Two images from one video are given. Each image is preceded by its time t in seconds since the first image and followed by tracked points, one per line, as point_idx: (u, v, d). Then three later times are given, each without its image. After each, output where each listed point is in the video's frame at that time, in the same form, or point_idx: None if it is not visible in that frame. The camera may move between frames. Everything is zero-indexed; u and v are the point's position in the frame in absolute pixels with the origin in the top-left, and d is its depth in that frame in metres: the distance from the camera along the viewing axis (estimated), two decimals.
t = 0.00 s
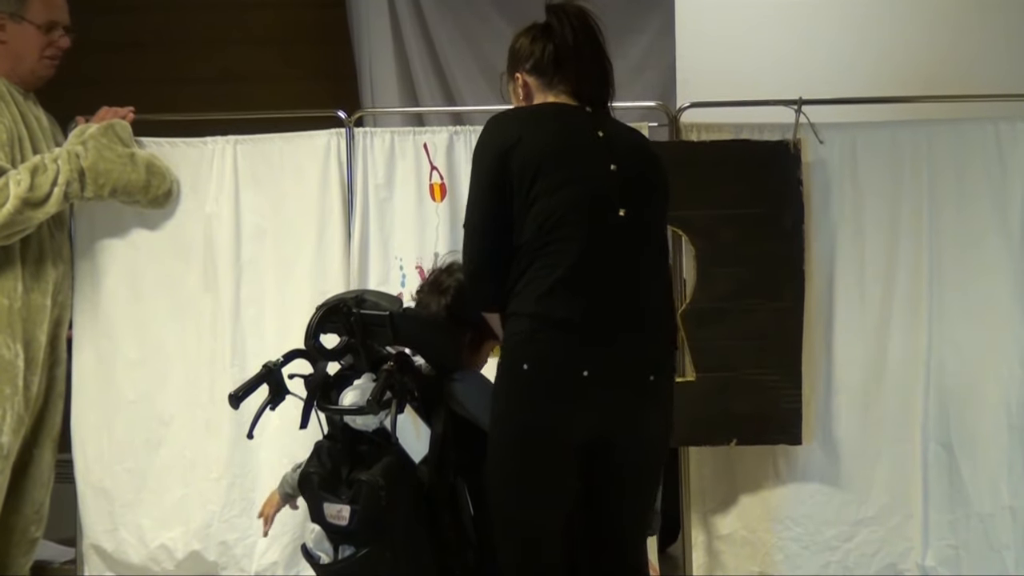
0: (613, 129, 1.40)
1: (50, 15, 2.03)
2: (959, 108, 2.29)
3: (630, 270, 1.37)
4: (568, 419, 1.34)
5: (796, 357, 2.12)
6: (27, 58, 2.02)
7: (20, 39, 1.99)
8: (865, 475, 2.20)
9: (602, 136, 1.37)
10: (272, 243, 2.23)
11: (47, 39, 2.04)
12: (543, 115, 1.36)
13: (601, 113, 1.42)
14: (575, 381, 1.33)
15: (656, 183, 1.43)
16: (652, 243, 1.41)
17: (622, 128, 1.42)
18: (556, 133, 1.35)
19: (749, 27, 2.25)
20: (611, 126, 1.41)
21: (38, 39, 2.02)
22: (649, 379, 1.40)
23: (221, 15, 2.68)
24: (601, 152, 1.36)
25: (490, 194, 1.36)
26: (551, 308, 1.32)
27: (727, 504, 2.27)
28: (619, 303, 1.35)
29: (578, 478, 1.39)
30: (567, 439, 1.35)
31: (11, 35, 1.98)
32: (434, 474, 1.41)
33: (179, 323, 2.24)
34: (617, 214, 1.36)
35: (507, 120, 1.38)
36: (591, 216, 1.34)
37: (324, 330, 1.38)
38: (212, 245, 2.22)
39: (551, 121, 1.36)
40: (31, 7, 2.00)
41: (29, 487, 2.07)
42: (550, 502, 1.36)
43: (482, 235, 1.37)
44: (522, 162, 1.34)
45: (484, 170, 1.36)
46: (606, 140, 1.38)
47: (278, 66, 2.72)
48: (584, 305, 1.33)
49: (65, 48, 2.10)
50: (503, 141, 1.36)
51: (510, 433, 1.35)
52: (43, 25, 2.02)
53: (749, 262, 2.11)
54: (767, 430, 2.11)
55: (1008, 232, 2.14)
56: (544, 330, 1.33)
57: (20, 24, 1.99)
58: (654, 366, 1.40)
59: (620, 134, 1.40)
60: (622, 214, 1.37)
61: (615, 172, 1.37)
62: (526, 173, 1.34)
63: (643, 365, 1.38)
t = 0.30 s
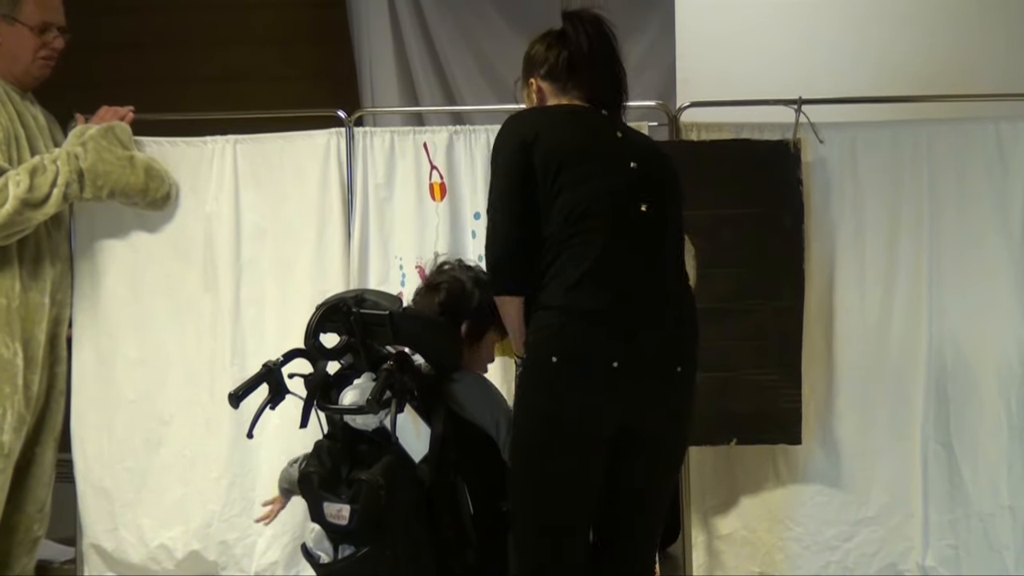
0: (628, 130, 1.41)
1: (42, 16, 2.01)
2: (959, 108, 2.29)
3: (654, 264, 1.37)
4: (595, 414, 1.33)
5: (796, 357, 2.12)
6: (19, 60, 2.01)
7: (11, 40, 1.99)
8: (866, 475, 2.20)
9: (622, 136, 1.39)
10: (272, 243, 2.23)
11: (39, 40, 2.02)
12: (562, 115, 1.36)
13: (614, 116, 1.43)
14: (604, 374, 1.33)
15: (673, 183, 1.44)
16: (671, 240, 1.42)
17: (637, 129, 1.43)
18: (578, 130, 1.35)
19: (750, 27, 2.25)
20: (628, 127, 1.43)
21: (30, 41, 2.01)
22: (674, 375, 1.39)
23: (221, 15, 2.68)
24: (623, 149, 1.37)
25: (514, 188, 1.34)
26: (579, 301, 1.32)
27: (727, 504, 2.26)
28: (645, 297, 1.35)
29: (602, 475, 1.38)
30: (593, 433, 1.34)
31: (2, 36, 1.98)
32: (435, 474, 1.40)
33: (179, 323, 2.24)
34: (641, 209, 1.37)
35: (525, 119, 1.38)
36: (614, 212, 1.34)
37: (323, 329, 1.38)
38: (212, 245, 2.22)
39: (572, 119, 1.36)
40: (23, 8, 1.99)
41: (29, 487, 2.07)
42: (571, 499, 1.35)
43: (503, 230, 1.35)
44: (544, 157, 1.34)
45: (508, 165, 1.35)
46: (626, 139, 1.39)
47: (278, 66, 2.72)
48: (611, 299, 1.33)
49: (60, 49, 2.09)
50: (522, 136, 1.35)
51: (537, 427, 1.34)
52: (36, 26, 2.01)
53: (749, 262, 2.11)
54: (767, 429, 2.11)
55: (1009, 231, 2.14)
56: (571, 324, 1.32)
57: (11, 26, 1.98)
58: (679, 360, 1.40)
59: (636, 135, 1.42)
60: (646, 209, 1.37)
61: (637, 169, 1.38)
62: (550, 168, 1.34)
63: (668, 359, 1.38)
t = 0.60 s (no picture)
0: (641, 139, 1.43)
1: (40, 16, 2.01)
2: (960, 108, 2.28)
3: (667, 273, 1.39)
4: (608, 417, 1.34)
5: (796, 357, 2.11)
6: (17, 60, 2.01)
7: (9, 40, 1.98)
8: (866, 475, 2.20)
9: (639, 144, 1.40)
10: (272, 243, 2.22)
11: (37, 39, 2.02)
12: (583, 114, 1.35)
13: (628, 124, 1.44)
14: (620, 377, 1.33)
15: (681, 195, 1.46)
16: (681, 249, 1.43)
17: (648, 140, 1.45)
18: (600, 131, 1.35)
19: (749, 27, 2.25)
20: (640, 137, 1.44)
21: (28, 40, 2.01)
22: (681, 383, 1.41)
23: (221, 14, 2.67)
24: (640, 157, 1.39)
25: (539, 181, 1.31)
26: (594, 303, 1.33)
27: (727, 504, 2.27)
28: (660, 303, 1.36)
29: (607, 478, 1.39)
30: (605, 436, 1.35)
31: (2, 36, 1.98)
32: (434, 474, 1.39)
33: (179, 323, 2.24)
34: (656, 216, 1.38)
35: (548, 111, 1.36)
36: (630, 218, 1.35)
37: (324, 329, 1.38)
38: (212, 245, 2.22)
39: (593, 121, 1.35)
40: (21, 9, 1.99)
41: (29, 487, 2.07)
42: (578, 500, 1.35)
43: (525, 223, 1.31)
44: (567, 154, 1.33)
45: (532, 157, 1.32)
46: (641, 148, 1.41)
47: (279, 65, 2.72)
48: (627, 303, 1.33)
49: (57, 48, 2.09)
50: (547, 129, 1.33)
51: (548, 430, 1.33)
52: (34, 26, 2.01)
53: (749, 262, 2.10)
54: (767, 429, 2.11)
55: (1011, 232, 2.14)
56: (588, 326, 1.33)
57: (9, 26, 1.98)
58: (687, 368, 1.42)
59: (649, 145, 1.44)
60: (659, 217, 1.39)
61: (651, 177, 1.39)
62: (571, 167, 1.34)
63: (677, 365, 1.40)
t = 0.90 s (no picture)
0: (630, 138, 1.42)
1: (42, 14, 2.02)
2: (960, 106, 2.29)
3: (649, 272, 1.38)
4: (587, 417, 1.34)
5: (795, 355, 2.12)
6: (17, 56, 2.00)
7: (11, 38, 1.98)
8: (866, 473, 2.20)
9: (625, 142, 1.39)
10: (273, 241, 2.22)
11: (38, 37, 2.02)
12: (574, 110, 1.34)
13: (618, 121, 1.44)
14: (595, 376, 1.33)
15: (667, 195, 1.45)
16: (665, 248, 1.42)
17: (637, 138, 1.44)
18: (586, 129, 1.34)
19: (749, 26, 2.25)
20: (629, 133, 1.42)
21: (29, 37, 2.01)
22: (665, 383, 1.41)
23: (221, 13, 2.67)
24: (625, 156, 1.38)
25: (522, 174, 1.29)
26: (571, 303, 1.32)
27: (728, 503, 2.27)
28: (638, 302, 1.36)
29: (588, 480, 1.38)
30: (582, 437, 1.34)
31: (3, 32, 1.97)
32: (434, 472, 1.40)
33: (179, 321, 2.24)
34: (635, 216, 1.37)
35: (536, 104, 1.34)
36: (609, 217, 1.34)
37: (324, 328, 1.40)
38: (212, 243, 2.22)
39: (583, 119, 1.34)
40: (22, 6, 1.99)
41: (29, 485, 2.07)
42: (560, 502, 1.35)
43: (503, 214, 1.28)
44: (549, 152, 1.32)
45: (517, 151, 1.30)
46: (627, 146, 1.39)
47: (279, 64, 2.72)
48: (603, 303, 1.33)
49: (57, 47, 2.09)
50: (532, 122, 1.32)
51: (523, 429, 1.33)
52: (34, 23, 2.01)
53: (749, 260, 2.10)
54: (767, 427, 2.11)
55: (1010, 229, 2.14)
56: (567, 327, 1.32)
57: (10, 22, 1.97)
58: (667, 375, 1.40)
59: (637, 143, 1.43)
60: (640, 216, 1.38)
61: (634, 176, 1.39)
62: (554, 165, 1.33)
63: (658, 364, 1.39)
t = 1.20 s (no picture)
0: (603, 135, 1.31)
1: (48, 16, 2.03)
2: (960, 107, 2.29)
3: (620, 286, 1.30)
4: (551, 438, 1.27)
5: (795, 355, 2.12)
6: (20, 57, 2.01)
7: (15, 37, 1.98)
8: (866, 474, 2.20)
9: (595, 144, 1.29)
10: (273, 242, 2.22)
11: (42, 38, 2.03)
12: (538, 111, 1.26)
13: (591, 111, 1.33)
14: (557, 400, 1.26)
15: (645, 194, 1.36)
16: (640, 255, 1.34)
17: (612, 132, 1.33)
18: (549, 133, 1.25)
19: (749, 27, 2.25)
20: (604, 131, 1.32)
21: (34, 38, 2.01)
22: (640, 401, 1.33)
23: (220, 14, 2.67)
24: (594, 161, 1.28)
25: (477, 189, 1.22)
26: (531, 322, 1.26)
27: (728, 503, 2.27)
28: (607, 320, 1.28)
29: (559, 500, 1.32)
30: (548, 459, 1.28)
31: (9, 33, 1.98)
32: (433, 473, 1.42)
33: (179, 321, 2.24)
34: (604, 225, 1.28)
35: (498, 112, 1.26)
36: (574, 228, 1.26)
37: (323, 328, 1.39)
38: (212, 243, 2.22)
39: (547, 122, 1.25)
40: (28, 7, 1.99)
41: (29, 485, 2.07)
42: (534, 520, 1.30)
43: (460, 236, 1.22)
44: (509, 160, 1.24)
45: (475, 164, 1.23)
46: (597, 148, 1.29)
47: (278, 65, 2.72)
48: (567, 322, 1.26)
49: (60, 49, 2.09)
50: (492, 133, 1.24)
51: (490, 447, 1.28)
52: (40, 24, 2.01)
53: (748, 260, 2.10)
54: (767, 428, 2.11)
55: (1010, 229, 2.14)
56: (528, 347, 1.26)
57: (16, 23, 1.98)
58: (641, 393, 1.32)
59: (611, 140, 1.32)
60: (609, 226, 1.29)
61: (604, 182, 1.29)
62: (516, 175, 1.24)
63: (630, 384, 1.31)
